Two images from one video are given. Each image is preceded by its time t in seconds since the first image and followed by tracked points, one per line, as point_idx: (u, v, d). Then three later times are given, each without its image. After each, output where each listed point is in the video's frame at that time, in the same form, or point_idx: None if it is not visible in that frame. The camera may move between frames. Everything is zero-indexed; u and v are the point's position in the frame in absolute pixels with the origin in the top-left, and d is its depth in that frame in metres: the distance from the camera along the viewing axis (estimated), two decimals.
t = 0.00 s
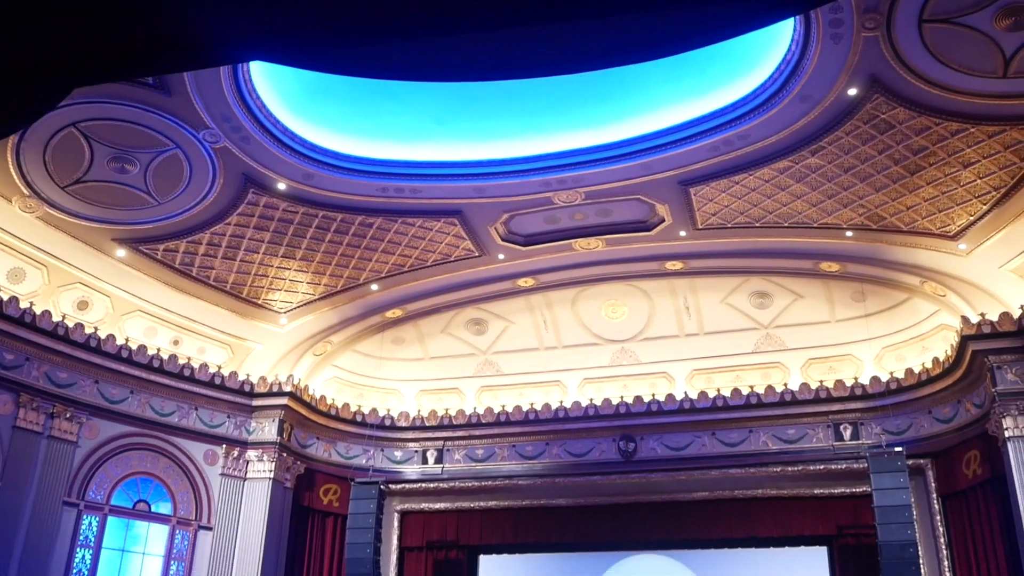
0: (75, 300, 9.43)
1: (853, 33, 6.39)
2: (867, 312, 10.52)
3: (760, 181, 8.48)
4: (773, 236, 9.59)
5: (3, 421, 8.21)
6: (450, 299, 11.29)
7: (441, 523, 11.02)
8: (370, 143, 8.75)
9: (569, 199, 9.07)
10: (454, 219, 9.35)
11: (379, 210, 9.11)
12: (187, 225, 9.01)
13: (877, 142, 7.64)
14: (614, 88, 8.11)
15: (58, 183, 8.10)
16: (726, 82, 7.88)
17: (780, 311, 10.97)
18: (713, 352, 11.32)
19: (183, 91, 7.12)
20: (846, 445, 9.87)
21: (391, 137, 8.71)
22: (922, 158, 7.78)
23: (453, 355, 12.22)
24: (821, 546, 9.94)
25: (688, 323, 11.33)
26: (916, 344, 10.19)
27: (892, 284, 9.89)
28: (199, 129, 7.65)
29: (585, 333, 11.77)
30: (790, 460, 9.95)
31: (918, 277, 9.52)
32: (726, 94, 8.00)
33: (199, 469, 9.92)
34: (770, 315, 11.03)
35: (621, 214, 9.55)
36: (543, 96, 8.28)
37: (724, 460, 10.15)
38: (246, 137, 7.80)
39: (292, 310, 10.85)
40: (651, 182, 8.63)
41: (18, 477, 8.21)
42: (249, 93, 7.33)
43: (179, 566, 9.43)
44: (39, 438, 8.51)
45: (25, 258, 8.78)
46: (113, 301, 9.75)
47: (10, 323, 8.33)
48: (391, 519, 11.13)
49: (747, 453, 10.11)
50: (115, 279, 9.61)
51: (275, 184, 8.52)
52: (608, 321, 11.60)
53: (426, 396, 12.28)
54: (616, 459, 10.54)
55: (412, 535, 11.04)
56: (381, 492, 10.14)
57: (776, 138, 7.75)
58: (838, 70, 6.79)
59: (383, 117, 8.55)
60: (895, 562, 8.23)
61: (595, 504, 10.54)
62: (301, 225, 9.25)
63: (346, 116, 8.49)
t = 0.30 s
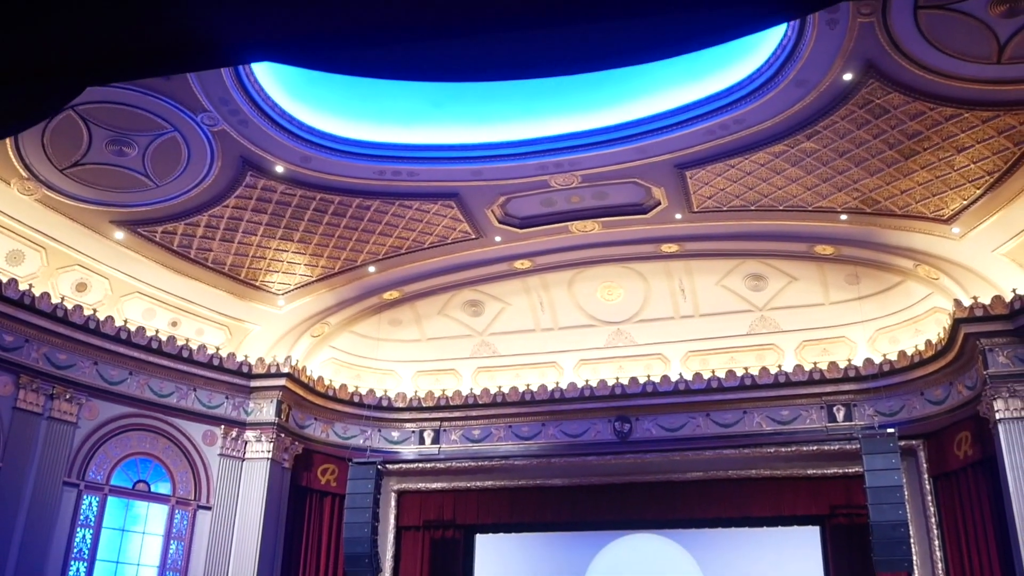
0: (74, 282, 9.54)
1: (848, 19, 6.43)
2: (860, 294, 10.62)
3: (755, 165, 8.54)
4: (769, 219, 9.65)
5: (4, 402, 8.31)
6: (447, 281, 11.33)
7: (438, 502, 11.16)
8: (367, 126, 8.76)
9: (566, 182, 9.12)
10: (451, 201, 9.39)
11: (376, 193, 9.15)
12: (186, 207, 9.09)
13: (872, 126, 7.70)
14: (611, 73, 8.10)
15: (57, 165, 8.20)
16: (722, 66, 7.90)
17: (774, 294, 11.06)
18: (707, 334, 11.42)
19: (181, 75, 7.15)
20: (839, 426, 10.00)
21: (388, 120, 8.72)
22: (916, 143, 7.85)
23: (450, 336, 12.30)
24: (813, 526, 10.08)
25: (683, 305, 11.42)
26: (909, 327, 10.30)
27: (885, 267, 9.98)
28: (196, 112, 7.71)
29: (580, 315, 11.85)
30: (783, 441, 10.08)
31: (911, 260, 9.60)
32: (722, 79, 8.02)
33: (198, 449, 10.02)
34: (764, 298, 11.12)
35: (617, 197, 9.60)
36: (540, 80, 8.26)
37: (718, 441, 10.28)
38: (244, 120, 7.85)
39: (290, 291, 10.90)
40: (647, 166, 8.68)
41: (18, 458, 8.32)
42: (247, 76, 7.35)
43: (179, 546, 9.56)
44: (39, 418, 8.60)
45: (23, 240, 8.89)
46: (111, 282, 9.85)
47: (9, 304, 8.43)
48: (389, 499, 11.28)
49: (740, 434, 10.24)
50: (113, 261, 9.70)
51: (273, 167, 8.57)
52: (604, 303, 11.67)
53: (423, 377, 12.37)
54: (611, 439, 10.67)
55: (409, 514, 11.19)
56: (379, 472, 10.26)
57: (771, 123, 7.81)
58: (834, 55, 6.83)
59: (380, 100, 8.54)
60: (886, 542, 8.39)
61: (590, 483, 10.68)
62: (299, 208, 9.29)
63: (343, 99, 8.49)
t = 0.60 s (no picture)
0: (74, 264, 9.60)
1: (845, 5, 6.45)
2: (855, 278, 10.71)
3: (752, 150, 8.58)
4: (764, 203, 9.70)
5: (4, 383, 8.41)
6: (444, 264, 11.36)
7: (435, 482, 11.30)
8: (365, 109, 8.77)
9: (563, 166, 9.15)
10: (449, 185, 9.42)
11: (374, 176, 9.18)
12: (184, 190, 9.13)
13: (868, 112, 7.74)
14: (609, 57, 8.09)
15: (55, 148, 8.25)
16: (720, 51, 7.89)
17: (769, 277, 11.14)
18: (703, 316, 11.51)
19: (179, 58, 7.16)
20: (833, 408, 10.11)
21: (385, 103, 8.72)
22: (912, 128, 7.90)
23: (447, 318, 12.37)
24: (806, 507, 10.23)
25: (679, 287, 11.49)
26: (903, 310, 10.41)
27: (880, 251, 10.05)
28: (195, 95, 7.74)
29: (577, 298, 11.91)
30: (777, 423, 10.20)
31: (905, 244, 9.67)
32: (720, 63, 8.02)
33: (197, 430, 10.10)
34: (760, 281, 11.20)
35: (614, 181, 9.63)
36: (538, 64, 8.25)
37: (713, 422, 10.40)
38: (242, 103, 7.89)
39: (288, 274, 10.94)
40: (644, 150, 8.72)
41: (19, 439, 8.41)
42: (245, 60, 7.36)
43: (179, 525, 9.68)
44: (39, 400, 8.68)
45: (22, 223, 8.95)
46: (110, 265, 9.90)
47: (9, 287, 8.49)
48: (386, 479, 11.42)
49: (735, 415, 10.36)
50: (111, 243, 9.74)
51: (271, 150, 8.61)
52: (600, 286, 11.73)
53: (420, 358, 12.46)
54: (607, 421, 10.78)
55: (407, 495, 11.33)
56: (377, 453, 10.36)
57: (768, 108, 7.84)
58: (830, 41, 6.86)
59: (378, 83, 8.53)
60: (878, 522, 8.54)
61: (586, 464, 10.81)
62: (297, 191, 9.33)
63: (340, 82, 8.48)
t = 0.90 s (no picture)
0: (73, 247, 9.66)
1: None
2: (851, 262, 10.80)
3: (749, 134, 8.62)
4: (761, 187, 9.74)
5: (5, 365, 8.50)
6: (442, 247, 11.41)
7: (433, 464, 11.44)
8: (363, 93, 8.80)
9: (561, 150, 9.18)
10: (447, 168, 9.46)
11: (373, 159, 9.21)
12: (183, 172, 9.17)
13: (865, 98, 7.79)
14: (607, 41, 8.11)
15: (54, 131, 8.28)
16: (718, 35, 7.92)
17: (766, 261, 11.21)
18: (699, 300, 11.61)
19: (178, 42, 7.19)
20: (827, 391, 10.23)
21: (384, 87, 8.75)
22: (907, 114, 7.96)
23: (445, 301, 12.45)
24: (800, 489, 10.37)
25: (676, 271, 11.56)
26: (897, 295, 10.52)
27: (875, 236, 10.13)
28: (194, 79, 7.76)
29: (575, 281, 11.99)
30: (772, 405, 10.32)
31: (900, 229, 9.75)
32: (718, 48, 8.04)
33: (196, 412, 10.20)
34: (756, 265, 11.29)
35: (612, 165, 9.66)
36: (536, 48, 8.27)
37: (708, 405, 10.53)
38: (241, 87, 7.92)
39: (287, 257, 11.01)
40: (642, 134, 8.76)
41: (19, 421, 8.51)
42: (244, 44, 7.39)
43: (179, 507, 9.79)
44: (38, 382, 8.78)
45: (21, 206, 9.00)
46: (109, 247, 9.95)
47: (9, 270, 8.58)
48: (385, 460, 11.54)
49: (730, 398, 10.49)
50: (110, 226, 9.79)
51: (271, 133, 8.64)
52: (597, 269, 11.80)
53: (419, 341, 12.55)
54: (603, 403, 10.90)
55: (405, 476, 11.46)
56: (375, 435, 10.46)
57: (764, 93, 7.89)
58: (827, 27, 6.90)
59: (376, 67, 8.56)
60: (869, 504, 8.69)
61: (584, 447, 10.93)
62: (296, 173, 9.36)
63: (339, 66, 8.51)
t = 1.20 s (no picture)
0: (73, 230, 9.71)
1: None
2: (847, 248, 10.88)
3: (746, 121, 8.66)
4: (759, 173, 9.79)
5: (6, 348, 8.58)
6: (440, 231, 11.46)
7: (431, 445, 11.57)
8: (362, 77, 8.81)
9: (559, 135, 9.22)
10: (446, 153, 9.49)
11: (372, 144, 9.24)
12: (183, 156, 9.20)
13: (862, 85, 7.84)
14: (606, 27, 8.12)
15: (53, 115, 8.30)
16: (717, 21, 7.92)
17: (762, 245, 11.28)
18: (696, 284, 11.70)
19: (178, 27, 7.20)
20: (822, 374, 10.34)
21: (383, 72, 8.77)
22: (904, 102, 8.01)
23: (443, 284, 12.51)
24: (794, 471, 10.51)
25: (673, 255, 11.63)
26: (893, 280, 10.62)
27: (871, 222, 10.19)
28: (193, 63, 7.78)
29: (573, 265, 12.05)
30: (767, 389, 10.44)
31: (896, 215, 9.82)
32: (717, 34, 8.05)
33: (196, 394, 10.28)
34: (752, 250, 11.36)
35: (610, 150, 9.70)
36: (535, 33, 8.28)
37: (704, 388, 10.66)
38: (241, 72, 7.94)
39: (286, 240, 11.05)
40: (640, 120, 8.80)
41: (20, 404, 8.60)
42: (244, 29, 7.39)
43: (180, 488, 9.90)
44: (40, 365, 8.86)
45: (21, 189, 9.04)
46: (109, 231, 10.00)
47: (9, 254, 8.63)
48: (383, 442, 11.67)
49: (726, 381, 10.61)
50: (110, 210, 9.83)
51: (270, 118, 8.66)
52: (595, 253, 11.86)
53: (417, 324, 12.62)
54: (600, 385, 11.02)
55: (403, 457, 11.58)
56: (374, 417, 10.56)
57: (763, 80, 7.92)
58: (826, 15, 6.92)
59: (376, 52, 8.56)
60: (863, 486, 8.82)
61: (580, 429, 11.06)
62: (295, 157, 9.39)
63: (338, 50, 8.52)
